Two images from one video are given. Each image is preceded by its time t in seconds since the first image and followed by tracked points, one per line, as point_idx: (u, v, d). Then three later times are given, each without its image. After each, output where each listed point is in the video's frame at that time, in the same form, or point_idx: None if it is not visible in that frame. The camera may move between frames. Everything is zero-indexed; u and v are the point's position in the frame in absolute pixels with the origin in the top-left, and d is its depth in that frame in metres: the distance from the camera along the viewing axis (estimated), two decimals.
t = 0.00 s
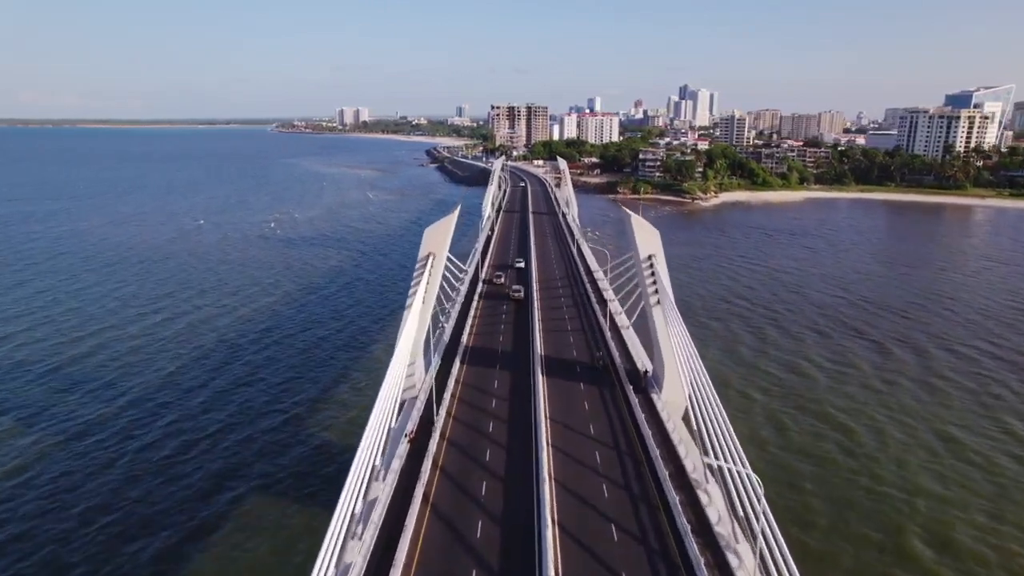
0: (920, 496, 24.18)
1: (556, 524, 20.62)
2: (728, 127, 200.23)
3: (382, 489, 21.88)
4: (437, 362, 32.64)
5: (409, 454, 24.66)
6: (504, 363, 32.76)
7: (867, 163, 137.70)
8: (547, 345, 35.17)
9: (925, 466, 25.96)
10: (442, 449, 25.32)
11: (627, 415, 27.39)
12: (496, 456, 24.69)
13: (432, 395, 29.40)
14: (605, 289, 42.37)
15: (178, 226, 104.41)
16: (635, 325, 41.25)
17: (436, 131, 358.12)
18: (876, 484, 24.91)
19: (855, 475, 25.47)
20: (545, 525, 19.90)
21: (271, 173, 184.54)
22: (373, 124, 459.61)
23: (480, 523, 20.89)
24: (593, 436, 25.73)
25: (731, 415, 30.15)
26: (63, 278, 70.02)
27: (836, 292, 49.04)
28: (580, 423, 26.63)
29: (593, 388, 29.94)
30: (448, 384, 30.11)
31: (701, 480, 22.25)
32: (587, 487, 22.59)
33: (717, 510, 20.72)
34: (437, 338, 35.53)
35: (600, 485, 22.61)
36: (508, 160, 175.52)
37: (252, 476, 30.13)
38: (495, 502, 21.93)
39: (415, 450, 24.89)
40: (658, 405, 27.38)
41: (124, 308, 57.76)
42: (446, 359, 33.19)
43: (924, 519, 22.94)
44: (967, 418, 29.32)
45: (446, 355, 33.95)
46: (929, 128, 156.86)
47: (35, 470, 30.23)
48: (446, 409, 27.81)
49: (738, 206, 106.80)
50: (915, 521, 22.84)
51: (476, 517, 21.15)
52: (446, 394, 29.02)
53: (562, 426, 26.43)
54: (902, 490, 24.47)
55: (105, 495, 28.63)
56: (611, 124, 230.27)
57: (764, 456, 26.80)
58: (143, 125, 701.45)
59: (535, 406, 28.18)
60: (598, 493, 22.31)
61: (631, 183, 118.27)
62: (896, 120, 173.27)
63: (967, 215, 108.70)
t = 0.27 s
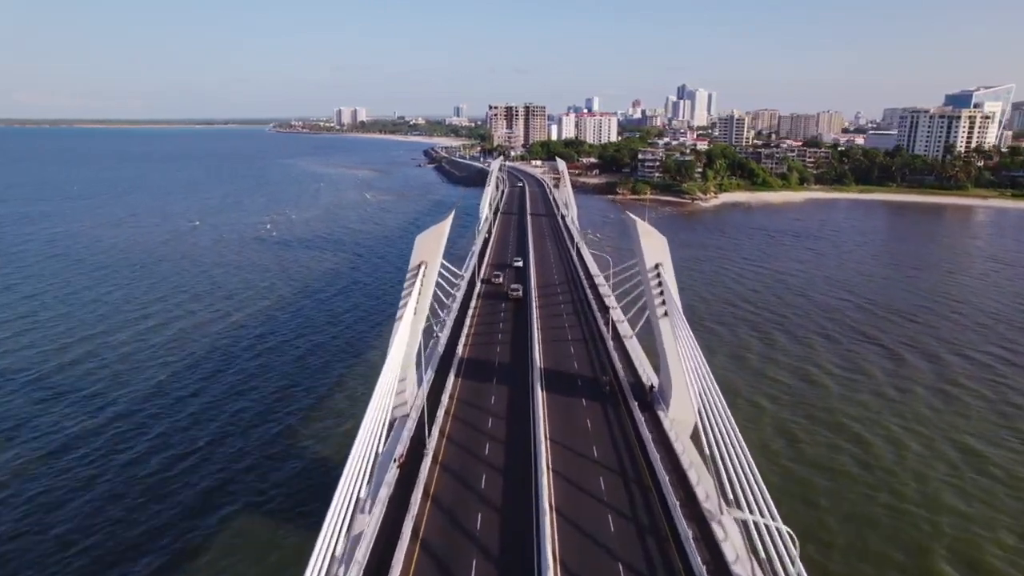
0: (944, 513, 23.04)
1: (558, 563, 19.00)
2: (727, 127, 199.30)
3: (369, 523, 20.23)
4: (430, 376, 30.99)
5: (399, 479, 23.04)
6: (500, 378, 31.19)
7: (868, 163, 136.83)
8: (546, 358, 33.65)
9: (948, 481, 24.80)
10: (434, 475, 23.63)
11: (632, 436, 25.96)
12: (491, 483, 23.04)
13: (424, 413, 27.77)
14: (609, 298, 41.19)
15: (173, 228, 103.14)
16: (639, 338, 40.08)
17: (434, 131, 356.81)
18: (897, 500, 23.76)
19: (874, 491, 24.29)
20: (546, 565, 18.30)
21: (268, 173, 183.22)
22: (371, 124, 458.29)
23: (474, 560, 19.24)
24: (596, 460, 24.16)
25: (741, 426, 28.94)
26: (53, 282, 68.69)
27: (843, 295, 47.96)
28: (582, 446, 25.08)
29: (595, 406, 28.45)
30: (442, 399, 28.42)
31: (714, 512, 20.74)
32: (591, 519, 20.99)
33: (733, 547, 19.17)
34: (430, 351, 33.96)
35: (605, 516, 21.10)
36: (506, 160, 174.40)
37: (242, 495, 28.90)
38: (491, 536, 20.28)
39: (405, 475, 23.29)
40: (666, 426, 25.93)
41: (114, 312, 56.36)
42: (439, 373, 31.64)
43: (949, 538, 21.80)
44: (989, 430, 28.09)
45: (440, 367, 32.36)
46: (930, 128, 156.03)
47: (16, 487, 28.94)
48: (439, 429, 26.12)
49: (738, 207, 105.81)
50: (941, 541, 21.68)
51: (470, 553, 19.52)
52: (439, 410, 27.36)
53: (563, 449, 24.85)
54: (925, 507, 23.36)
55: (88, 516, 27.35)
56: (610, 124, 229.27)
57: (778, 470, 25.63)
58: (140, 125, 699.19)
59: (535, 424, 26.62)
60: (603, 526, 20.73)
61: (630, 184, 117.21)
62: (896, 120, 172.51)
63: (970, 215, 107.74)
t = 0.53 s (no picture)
0: (976, 536, 21.79)
1: None
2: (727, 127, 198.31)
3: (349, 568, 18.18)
4: (422, 396, 29.00)
5: (384, 515, 20.86)
6: (495, 397, 29.30)
7: (869, 163, 135.81)
8: (545, 375, 31.85)
9: (977, 501, 23.50)
10: (422, 508, 21.49)
11: (642, 467, 23.86)
12: (486, 517, 20.98)
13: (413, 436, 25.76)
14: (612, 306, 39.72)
15: (167, 230, 101.70)
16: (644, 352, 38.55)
17: (432, 131, 355.32)
18: (923, 521, 22.50)
19: (900, 512, 22.97)
20: None
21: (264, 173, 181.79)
22: (368, 124, 456.79)
23: None
24: (601, 491, 22.31)
25: (755, 440, 27.61)
26: (42, 286, 67.24)
27: (852, 299, 46.74)
28: (586, 476, 23.22)
29: (599, 429, 26.67)
30: (434, 422, 26.35)
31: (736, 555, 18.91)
32: (598, 560, 19.05)
33: None
34: (421, 366, 32.13)
35: (613, 558, 19.06)
36: (504, 160, 173.14)
37: (229, 520, 27.43)
38: None
39: (392, 509, 21.13)
40: (680, 456, 24.26)
41: (104, 318, 54.94)
42: (431, 391, 29.74)
43: (984, 564, 20.51)
44: (1019, 445, 26.70)
45: (433, 385, 30.54)
46: (931, 127, 155.16)
47: None
48: (429, 455, 24.06)
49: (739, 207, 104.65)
50: (975, 567, 20.40)
51: None
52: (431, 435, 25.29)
53: (566, 480, 22.96)
54: (955, 528, 22.13)
55: (65, 544, 25.84)
56: (608, 124, 228.22)
57: (797, 489, 24.32)
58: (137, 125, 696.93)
59: (534, 451, 24.57)
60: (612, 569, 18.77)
61: (629, 184, 115.96)
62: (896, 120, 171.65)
63: (973, 216, 106.70)
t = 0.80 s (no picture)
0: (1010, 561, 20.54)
1: None
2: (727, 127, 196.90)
3: None
4: (413, 419, 27.53)
5: (367, 560, 19.31)
6: (492, 420, 27.93)
7: (871, 163, 134.50)
8: (544, 394, 30.48)
9: (1009, 523, 22.20)
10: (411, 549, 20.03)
11: (651, 501, 22.42)
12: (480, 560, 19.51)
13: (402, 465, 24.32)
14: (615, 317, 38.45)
15: (161, 231, 100.34)
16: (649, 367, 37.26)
17: (430, 131, 353.61)
18: (953, 545, 21.21)
19: (927, 534, 21.71)
20: None
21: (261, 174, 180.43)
22: (366, 124, 455.22)
23: None
24: (607, 529, 20.90)
25: (769, 455, 26.30)
26: (32, 289, 65.89)
27: (861, 303, 45.48)
28: (590, 511, 21.81)
29: (603, 456, 25.27)
30: (425, 450, 24.89)
31: None
32: None
33: None
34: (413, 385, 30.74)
35: None
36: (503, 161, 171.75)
37: (216, 546, 26.05)
38: None
39: (377, 553, 19.59)
40: (692, 486, 22.82)
41: (94, 323, 53.66)
42: (424, 413, 28.36)
43: None
44: None
45: (426, 406, 29.14)
46: (933, 128, 153.77)
47: None
48: (419, 488, 22.61)
49: (740, 208, 103.40)
50: None
51: None
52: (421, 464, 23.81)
53: (569, 515, 21.56)
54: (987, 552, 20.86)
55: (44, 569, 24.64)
56: (608, 124, 226.81)
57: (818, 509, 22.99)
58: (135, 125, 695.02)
59: (534, 482, 23.13)
60: None
61: (630, 185, 114.64)
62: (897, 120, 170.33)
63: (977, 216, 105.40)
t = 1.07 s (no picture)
0: None
1: None
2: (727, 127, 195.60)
3: None
4: (405, 441, 26.39)
5: None
6: (488, 441, 26.78)
7: (873, 163, 133.33)
8: (546, 412, 29.34)
9: None
10: None
11: (659, 535, 21.25)
12: None
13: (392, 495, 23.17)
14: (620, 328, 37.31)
15: (157, 233, 99.12)
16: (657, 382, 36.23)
17: (429, 131, 352.28)
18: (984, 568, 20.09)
19: (955, 556, 20.60)
20: None
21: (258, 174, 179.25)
22: (365, 124, 453.96)
23: None
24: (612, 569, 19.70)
25: (785, 470, 25.17)
26: (23, 293, 64.71)
27: (869, 307, 44.36)
28: (594, 547, 20.62)
29: (607, 483, 24.09)
30: (417, 477, 23.73)
31: None
32: None
33: None
34: (406, 403, 29.61)
35: None
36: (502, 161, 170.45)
37: (204, 568, 24.97)
38: None
39: None
40: (706, 518, 21.70)
41: (85, 329, 52.49)
42: (417, 434, 27.24)
43: None
44: None
45: (419, 425, 28.01)
46: (935, 128, 152.59)
47: None
48: (410, 523, 21.42)
49: (742, 209, 102.27)
50: None
51: None
52: (412, 494, 22.66)
53: (571, 552, 20.38)
54: None
55: None
56: (608, 124, 225.54)
57: (838, 529, 21.86)
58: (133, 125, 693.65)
59: (534, 514, 21.96)
60: None
61: (630, 185, 113.47)
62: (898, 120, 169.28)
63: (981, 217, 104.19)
